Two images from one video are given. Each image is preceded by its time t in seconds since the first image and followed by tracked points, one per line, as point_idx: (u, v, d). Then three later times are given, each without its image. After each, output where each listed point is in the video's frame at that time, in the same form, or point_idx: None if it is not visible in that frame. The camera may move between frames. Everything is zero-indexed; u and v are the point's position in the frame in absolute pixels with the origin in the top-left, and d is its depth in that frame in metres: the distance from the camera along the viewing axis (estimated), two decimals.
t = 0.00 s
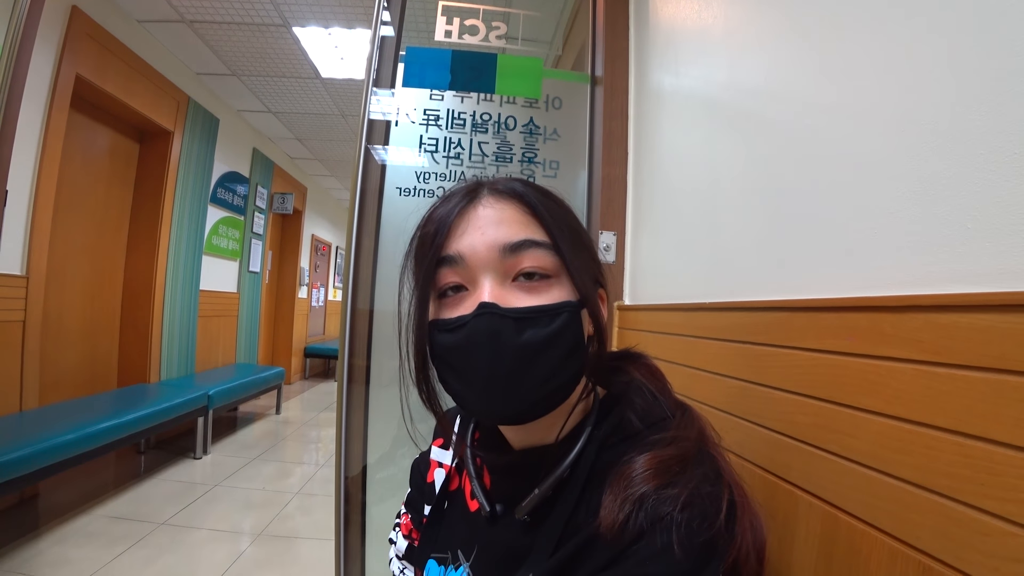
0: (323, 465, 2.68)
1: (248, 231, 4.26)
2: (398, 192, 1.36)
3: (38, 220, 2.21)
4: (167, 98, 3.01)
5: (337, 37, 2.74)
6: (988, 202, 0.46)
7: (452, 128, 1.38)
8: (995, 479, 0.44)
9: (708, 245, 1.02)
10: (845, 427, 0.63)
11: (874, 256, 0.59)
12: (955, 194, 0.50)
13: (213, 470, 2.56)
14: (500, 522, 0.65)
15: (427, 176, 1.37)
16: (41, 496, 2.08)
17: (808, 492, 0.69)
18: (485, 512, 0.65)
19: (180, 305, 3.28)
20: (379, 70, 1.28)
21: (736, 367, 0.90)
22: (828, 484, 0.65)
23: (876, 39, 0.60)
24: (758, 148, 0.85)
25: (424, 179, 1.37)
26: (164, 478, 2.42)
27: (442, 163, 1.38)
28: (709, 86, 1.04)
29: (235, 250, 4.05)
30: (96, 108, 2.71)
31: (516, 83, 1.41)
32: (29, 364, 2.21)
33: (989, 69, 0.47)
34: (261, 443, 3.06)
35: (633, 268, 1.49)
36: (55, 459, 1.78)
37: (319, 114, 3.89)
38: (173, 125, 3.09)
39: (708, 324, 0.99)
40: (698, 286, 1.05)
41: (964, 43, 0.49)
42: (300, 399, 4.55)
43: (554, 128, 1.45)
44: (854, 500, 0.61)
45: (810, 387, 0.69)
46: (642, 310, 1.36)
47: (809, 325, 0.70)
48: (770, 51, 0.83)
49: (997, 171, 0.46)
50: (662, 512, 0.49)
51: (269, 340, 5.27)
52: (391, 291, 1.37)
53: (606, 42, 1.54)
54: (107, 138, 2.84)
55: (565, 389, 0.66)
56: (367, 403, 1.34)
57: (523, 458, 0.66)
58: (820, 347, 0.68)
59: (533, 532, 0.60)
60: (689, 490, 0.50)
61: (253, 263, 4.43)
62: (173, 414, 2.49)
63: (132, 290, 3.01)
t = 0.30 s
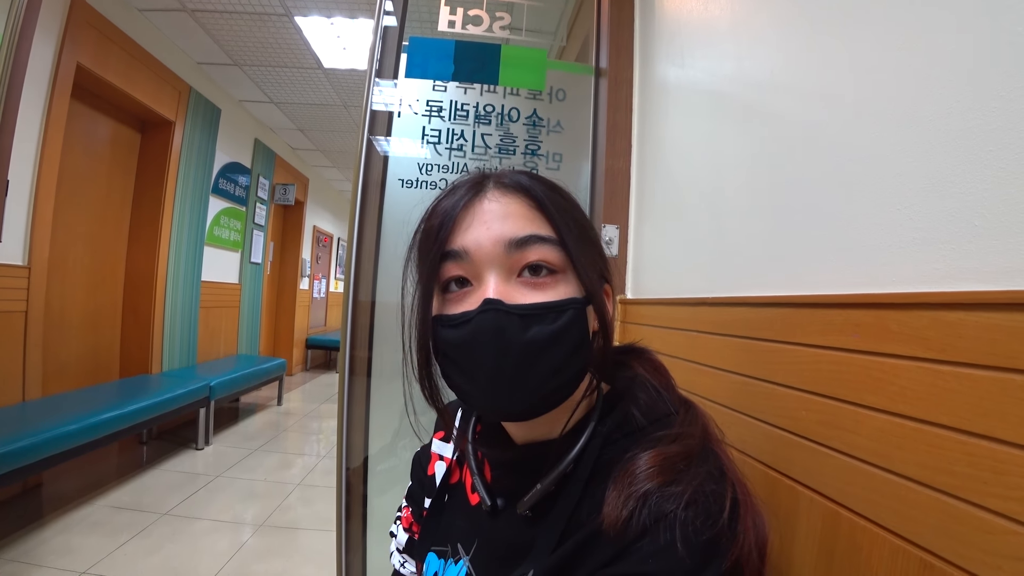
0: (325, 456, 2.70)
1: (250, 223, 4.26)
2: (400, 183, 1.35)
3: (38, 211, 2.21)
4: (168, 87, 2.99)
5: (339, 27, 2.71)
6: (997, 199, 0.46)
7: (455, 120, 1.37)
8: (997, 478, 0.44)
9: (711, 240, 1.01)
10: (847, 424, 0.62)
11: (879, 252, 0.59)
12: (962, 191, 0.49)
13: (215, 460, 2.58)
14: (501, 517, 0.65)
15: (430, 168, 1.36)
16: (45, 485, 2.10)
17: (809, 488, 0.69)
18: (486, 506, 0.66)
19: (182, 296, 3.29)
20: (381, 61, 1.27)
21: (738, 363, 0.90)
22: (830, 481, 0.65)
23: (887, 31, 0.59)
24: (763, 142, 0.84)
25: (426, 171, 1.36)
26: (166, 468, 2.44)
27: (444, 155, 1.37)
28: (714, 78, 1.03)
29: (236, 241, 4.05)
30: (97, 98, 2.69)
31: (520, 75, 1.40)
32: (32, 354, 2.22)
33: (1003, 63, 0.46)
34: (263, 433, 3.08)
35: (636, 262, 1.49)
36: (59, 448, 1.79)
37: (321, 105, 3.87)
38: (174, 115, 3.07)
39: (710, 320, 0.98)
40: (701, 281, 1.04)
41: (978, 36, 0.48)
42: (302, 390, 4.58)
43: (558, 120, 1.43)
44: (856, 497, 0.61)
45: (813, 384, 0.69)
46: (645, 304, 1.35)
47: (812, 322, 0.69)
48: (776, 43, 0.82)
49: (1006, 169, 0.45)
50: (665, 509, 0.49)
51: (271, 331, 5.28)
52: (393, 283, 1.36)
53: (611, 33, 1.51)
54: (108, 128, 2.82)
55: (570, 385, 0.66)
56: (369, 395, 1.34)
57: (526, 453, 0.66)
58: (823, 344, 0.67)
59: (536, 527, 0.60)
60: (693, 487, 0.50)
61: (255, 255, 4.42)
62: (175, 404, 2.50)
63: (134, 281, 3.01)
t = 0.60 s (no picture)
0: (327, 452, 2.72)
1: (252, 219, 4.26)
2: (402, 180, 1.36)
3: (40, 208, 2.21)
4: (168, 84, 2.98)
5: (340, 23, 2.70)
6: (994, 197, 0.46)
7: (456, 117, 1.37)
8: (994, 475, 0.45)
9: (712, 238, 1.01)
10: (847, 421, 0.63)
11: (880, 251, 0.59)
12: (962, 190, 0.49)
13: (218, 456, 2.59)
14: (502, 513, 0.65)
15: (431, 165, 1.36)
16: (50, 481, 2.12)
17: (808, 485, 0.70)
18: (487, 503, 0.66)
19: (184, 293, 3.30)
20: (382, 57, 1.28)
21: (738, 360, 0.90)
22: (829, 478, 0.66)
23: (888, 29, 0.59)
24: (764, 139, 0.84)
25: (428, 168, 1.36)
26: (170, 464, 2.46)
27: (446, 152, 1.36)
28: (716, 74, 1.02)
29: (238, 238, 4.05)
30: (98, 95, 2.69)
31: (521, 71, 1.40)
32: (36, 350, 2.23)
33: (1002, 63, 0.46)
34: (266, 429, 3.10)
35: (637, 259, 1.48)
36: (63, 445, 1.81)
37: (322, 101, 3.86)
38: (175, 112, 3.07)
39: (711, 317, 0.99)
40: (702, 278, 1.05)
41: (977, 36, 0.48)
42: (304, 386, 4.59)
43: (559, 117, 1.42)
44: (853, 494, 0.61)
45: (813, 381, 0.69)
46: (646, 301, 1.36)
47: (813, 319, 0.69)
48: (778, 40, 0.82)
49: (1006, 168, 0.45)
50: (664, 507, 0.49)
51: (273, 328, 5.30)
52: (395, 280, 1.37)
53: (612, 30, 1.51)
54: (110, 126, 2.82)
55: (570, 385, 0.66)
56: (370, 392, 1.35)
57: (527, 452, 0.67)
58: (823, 342, 0.67)
59: (536, 523, 0.61)
60: (692, 486, 0.50)
61: (257, 251, 4.43)
62: (178, 401, 2.52)
63: (136, 278, 3.02)
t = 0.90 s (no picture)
0: (326, 450, 2.73)
1: (252, 216, 4.26)
2: (401, 180, 1.36)
3: (41, 204, 2.22)
4: (169, 81, 2.98)
5: (342, 22, 2.70)
6: (988, 205, 0.47)
7: (455, 117, 1.37)
8: (979, 480, 0.45)
9: (709, 241, 1.02)
10: (837, 425, 0.63)
11: (872, 255, 0.60)
12: (953, 198, 0.50)
13: (217, 453, 2.60)
14: (494, 511, 0.66)
15: (430, 165, 1.36)
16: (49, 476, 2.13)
17: (799, 488, 0.70)
18: (479, 501, 0.67)
19: (183, 290, 3.31)
20: (383, 55, 1.28)
21: (733, 363, 0.90)
22: (818, 480, 0.66)
23: (887, 36, 0.59)
24: (761, 144, 0.85)
25: (427, 168, 1.37)
26: (168, 461, 2.47)
27: (445, 152, 1.37)
28: (714, 77, 1.03)
29: (238, 235, 4.06)
30: (98, 91, 2.69)
31: (521, 72, 1.40)
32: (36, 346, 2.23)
33: (998, 73, 0.46)
34: (264, 426, 3.11)
35: (635, 261, 1.49)
36: (62, 441, 1.82)
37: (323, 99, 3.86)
38: (175, 109, 3.07)
39: (707, 319, 0.99)
40: (698, 280, 1.05)
41: (975, 45, 0.49)
42: (303, 384, 4.60)
43: (559, 118, 1.43)
44: (842, 497, 0.62)
45: (805, 385, 0.70)
46: (642, 302, 1.36)
47: (805, 323, 0.70)
48: (777, 45, 0.82)
49: (997, 177, 0.46)
50: (652, 510, 0.50)
51: (272, 325, 5.30)
52: (394, 280, 1.37)
53: (612, 31, 1.51)
54: (110, 122, 2.82)
55: (554, 387, 0.66)
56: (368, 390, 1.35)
57: (523, 450, 0.67)
58: (815, 346, 0.68)
59: (528, 522, 0.62)
60: (680, 488, 0.51)
61: (257, 248, 4.44)
62: (177, 397, 2.52)
63: (135, 274, 3.02)
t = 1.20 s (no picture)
0: (325, 448, 2.73)
1: (253, 215, 4.27)
2: (402, 181, 1.37)
3: (44, 201, 2.23)
4: (172, 79, 2.99)
5: (344, 22, 2.71)
6: (982, 211, 0.47)
7: (456, 119, 1.38)
8: (965, 483, 0.46)
9: (707, 244, 1.03)
10: (829, 427, 0.64)
11: (866, 259, 0.61)
12: (946, 204, 0.51)
13: (216, 450, 2.61)
14: (498, 514, 0.66)
15: (431, 166, 1.37)
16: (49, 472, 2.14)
17: (791, 489, 0.71)
18: (483, 505, 0.67)
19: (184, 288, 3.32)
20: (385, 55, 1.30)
21: (728, 364, 0.91)
22: (810, 481, 0.67)
23: (884, 43, 0.60)
24: (758, 149, 0.86)
25: (429, 169, 1.37)
26: (168, 457, 2.48)
27: (446, 153, 1.38)
28: (712, 82, 1.04)
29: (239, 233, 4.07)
30: (101, 88, 2.70)
31: (522, 75, 1.41)
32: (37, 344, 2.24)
33: (994, 82, 0.47)
34: (264, 424, 3.12)
35: (633, 262, 1.50)
36: (63, 436, 1.83)
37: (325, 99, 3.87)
38: (177, 107, 3.08)
39: (703, 321, 1.00)
40: (696, 283, 1.06)
41: (971, 54, 0.49)
42: (303, 382, 4.61)
43: (559, 120, 1.44)
44: (833, 497, 0.63)
45: (798, 387, 0.71)
46: (641, 304, 1.37)
47: (799, 327, 0.71)
48: (775, 51, 0.83)
49: (988, 185, 0.47)
50: (652, 513, 0.51)
51: (273, 323, 5.31)
52: (394, 280, 1.38)
53: (613, 34, 1.52)
54: (113, 120, 2.83)
55: (531, 391, 0.67)
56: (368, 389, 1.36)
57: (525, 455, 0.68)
58: (808, 348, 0.69)
59: (529, 525, 0.62)
60: (679, 493, 0.52)
61: (257, 247, 4.45)
62: (177, 394, 2.53)
63: (137, 272, 3.04)
